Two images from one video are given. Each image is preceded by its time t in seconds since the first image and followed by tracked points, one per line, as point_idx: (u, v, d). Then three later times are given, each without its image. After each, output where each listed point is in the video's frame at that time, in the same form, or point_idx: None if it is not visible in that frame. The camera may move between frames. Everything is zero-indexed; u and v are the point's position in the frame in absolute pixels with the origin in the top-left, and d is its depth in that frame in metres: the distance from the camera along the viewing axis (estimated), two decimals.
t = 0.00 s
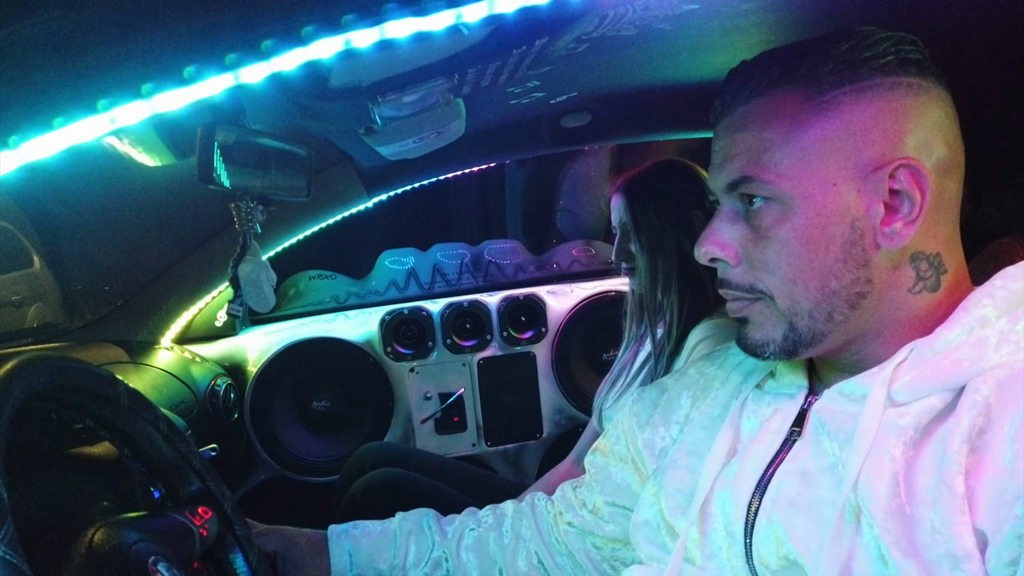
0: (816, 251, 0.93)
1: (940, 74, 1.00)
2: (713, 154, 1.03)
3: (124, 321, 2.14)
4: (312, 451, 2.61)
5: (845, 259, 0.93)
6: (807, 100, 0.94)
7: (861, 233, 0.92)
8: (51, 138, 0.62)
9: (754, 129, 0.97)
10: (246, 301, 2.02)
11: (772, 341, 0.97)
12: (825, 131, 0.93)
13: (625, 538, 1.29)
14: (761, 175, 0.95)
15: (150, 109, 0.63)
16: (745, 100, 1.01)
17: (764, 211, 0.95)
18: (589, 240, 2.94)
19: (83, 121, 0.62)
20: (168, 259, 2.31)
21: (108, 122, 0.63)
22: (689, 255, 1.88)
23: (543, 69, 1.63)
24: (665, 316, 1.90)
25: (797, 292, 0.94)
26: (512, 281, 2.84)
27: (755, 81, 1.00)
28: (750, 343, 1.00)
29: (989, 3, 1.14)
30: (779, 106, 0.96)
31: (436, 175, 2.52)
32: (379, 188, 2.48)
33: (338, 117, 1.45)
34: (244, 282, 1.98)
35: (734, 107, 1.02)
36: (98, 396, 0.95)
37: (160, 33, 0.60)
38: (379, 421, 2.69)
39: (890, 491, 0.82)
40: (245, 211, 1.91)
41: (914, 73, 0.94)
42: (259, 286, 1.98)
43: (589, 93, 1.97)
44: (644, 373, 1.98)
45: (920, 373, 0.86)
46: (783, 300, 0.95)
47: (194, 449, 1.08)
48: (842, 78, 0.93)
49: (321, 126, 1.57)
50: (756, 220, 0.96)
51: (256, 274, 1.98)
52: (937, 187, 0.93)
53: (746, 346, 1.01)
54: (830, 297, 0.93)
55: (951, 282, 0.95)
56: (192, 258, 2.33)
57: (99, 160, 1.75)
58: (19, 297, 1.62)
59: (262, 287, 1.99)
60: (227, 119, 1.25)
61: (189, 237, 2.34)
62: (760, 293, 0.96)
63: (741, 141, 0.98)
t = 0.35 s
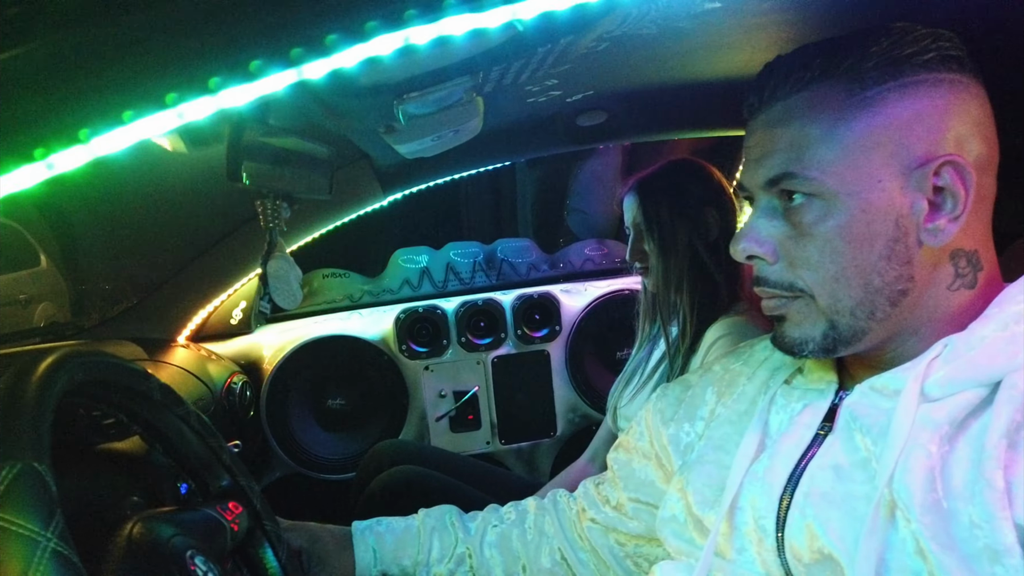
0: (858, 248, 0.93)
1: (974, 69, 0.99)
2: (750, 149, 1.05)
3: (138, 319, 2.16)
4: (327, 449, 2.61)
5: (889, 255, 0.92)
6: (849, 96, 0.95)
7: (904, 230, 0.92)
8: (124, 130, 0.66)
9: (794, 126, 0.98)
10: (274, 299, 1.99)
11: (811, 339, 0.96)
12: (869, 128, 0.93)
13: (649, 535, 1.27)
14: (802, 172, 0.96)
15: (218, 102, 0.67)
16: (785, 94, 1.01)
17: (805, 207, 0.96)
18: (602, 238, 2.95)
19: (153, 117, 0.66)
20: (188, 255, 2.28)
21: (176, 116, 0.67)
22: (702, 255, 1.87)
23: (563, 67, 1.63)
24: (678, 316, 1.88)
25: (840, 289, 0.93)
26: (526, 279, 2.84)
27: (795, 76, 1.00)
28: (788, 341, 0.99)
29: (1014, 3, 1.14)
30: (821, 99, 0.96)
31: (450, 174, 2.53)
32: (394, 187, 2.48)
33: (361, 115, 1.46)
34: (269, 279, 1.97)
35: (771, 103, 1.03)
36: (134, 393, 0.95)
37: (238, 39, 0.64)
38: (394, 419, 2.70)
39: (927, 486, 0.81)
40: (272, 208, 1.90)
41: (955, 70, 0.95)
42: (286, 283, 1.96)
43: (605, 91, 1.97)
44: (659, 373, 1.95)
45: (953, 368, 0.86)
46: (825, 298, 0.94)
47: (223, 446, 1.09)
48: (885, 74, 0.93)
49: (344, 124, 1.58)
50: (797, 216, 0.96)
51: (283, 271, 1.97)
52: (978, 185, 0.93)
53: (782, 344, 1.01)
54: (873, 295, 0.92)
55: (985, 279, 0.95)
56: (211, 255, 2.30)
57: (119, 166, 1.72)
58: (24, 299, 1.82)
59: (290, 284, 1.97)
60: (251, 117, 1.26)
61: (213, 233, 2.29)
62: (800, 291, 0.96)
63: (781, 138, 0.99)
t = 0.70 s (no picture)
0: (913, 234, 0.91)
1: None
2: (802, 134, 1.04)
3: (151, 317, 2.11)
4: (343, 444, 2.60)
5: (948, 243, 0.90)
6: (908, 80, 0.93)
7: (964, 217, 0.90)
8: (203, 99, 0.66)
9: (849, 109, 0.97)
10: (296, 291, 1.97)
11: (862, 329, 0.94)
12: (929, 111, 0.91)
13: (683, 531, 1.25)
14: (858, 156, 0.95)
15: (290, 75, 0.68)
16: (840, 76, 1.01)
17: (860, 192, 0.95)
18: (617, 233, 2.92)
19: (225, 90, 0.66)
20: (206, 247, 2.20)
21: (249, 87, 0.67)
22: (728, 248, 1.85)
23: (589, 58, 1.61)
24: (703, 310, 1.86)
25: (897, 278, 0.91)
26: (541, 274, 2.82)
27: (850, 59, 1.00)
28: (836, 331, 0.98)
29: None
30: (880, 81, 0.95)
31: (466, 168, 2.51)
32: (410, 181, 2.46)
33: (386, 105, 1.44)
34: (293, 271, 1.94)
35: (822, 85, 1.03)
36: (165, 384, 0.92)
37: (305, 15, 0.65)
38: (410, 415, 2.68)
39: (990, 480, 0.83)
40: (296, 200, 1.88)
41: (1018, 52, 0.92)
42: (309, 275, 1.94)
43: (627, 83, 1.95)
44: (683, 367, 1.92)
45: (1011, 362, 0.88)
46: (879, 286, 0.93)
47: (256, 439, 1.04)
48: (946, 55, 0.92)
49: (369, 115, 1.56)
50: (851, 202, 0.95)
51: (306, 263, 1.95)
52: None
53: (831, 333, 0.98)
54: (930, 283, 0.90)
55: None
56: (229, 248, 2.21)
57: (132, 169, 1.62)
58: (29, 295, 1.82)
59: (312, 275, 1.96)
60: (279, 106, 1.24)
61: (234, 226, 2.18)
62: (852, 279, 0.94)
63: (835, 122, 0.99)
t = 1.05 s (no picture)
0: (935, 219, 0.89)
1: None
2: (825, 115, 1.04)
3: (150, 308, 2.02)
4: (343, 437, 2.59)
5: (972, 227, 0.89)
6: (932, 63, 0.92)
7: (990, 201, 0.89)
8: (229, 74, 0.67)
9: (872, 91, 0.97)
10: (302, 280, 1.91)
11: (882, 314, 0.93)
12: (954, 94, 0.90)
13: (693, 521, 1.24)
14: (882, 138, 0.94)
15: (325, 48, 0.67)
16: (862, 56, 1.01)
17: (883, 174, 0.94)
18: (617, 224, 2.91)
19: (261, 61, 0.66)
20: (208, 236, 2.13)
21: (284, 59, 0.67)
22: (734, 236, 1.85)
23: (593, 44, 1.59)
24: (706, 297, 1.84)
25: (919, 264, 0.90)
26: (541, 266, 2.81)
27: (873, 42, 1.00)
28: (856, 317, 0.96)
29: None
30: (904, 63, 0.95)
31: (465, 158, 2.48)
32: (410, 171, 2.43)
33: (389, 92, 1.42)
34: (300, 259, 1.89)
35: (845, 67, 1.03)
36: (170, 370, 0.91)
37: None
38: (410, 407, 2.66)
39: (1013, 470, 0.84)
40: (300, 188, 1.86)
41: None
42: (317, 263, 1.89)
43: (631, 71, 1.93)
44: (685, 358, 1.90)
45: None
46: (900, 272, 0.91)
47: (263, 430, 1.02)
48: (971, 35, 0.91)
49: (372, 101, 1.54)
50: (873, 185, 0.94)
51: (313, 252, 1.90)
52: None
53: (848, 319, 0.97)
54: (953, 267, 0.89)
55: None
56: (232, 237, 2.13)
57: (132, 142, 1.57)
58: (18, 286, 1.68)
59: (321, 264, 1.90)
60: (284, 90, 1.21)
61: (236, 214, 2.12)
62: (872, 265, 0.93)
63: (858, 104, 0.99)
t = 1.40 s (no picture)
0: (919, 213, 0.90)
1: None
2: (810, 108, 1.04)
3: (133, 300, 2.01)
4: (329, 432, 2.58)
5: (954, 219, 0.89)
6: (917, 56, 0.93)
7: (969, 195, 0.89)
8: (209, 59, 0.67)
9: (855, 85, 0.97)
10: (284, 274, 1.89)
11: (868, 307, 0.94)
12: (939, 87, 0.91)
13: (678, 514, 1.24)
14: (866, 132, 0.95)
15: (307, 31, 0.70)
16: (847, 49, 1.01)
17: (869, 168, 0.94)
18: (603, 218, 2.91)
19: (240, 41, 0.67)
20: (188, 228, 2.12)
21: (263, 43, 0.68)
22: (721, 228, 1.85)
23: (580, 37, 1.59)
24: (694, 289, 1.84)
25: (901, 257, 0.91)
26: (528, 259, 2.80)
27: (857, 36, 1.00)
28: (841, 311, 0.97)
29: None
30: (887, 56, 0.96)
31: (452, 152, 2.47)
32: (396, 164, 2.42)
33: (373, 85, 1.41)
34: (282, 254, 1.87)
35: (828, 61, 1.03)
36: (154, 364, 0.89)
37: None
38: (397, 401, 2.66)
39: (992, 462, 0.84)
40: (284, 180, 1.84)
41: None
42: (299, 258, 1.87)
43: (617, 64, 1.92)
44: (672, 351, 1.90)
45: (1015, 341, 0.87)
46: (882, 265, 0.92)
47: (247, 424, 1.01)
48: (955, 29, 0.92)
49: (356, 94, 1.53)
50: (857, 179, 0.95)
51: (296, 246, 1.88)
52: None
53: (834, 312, 0.98)
54: (934, 261, 0.90)
55: None
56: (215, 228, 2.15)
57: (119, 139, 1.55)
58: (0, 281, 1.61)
59: (303, 259, 1.89)
60: (267, 80, 1.20)
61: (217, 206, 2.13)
62: (855, 259, 0.94)
63: (841, 98, 0.98)
